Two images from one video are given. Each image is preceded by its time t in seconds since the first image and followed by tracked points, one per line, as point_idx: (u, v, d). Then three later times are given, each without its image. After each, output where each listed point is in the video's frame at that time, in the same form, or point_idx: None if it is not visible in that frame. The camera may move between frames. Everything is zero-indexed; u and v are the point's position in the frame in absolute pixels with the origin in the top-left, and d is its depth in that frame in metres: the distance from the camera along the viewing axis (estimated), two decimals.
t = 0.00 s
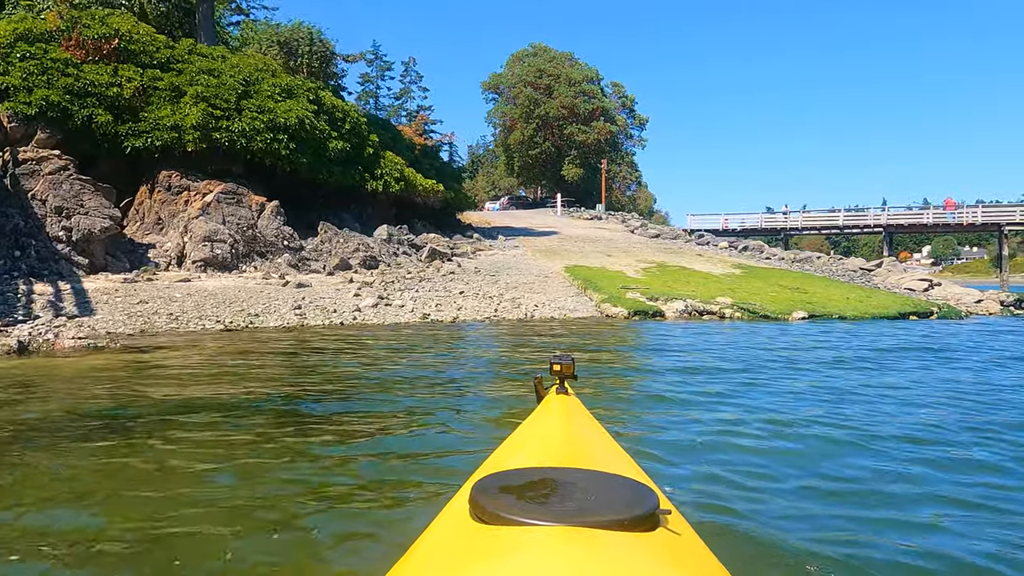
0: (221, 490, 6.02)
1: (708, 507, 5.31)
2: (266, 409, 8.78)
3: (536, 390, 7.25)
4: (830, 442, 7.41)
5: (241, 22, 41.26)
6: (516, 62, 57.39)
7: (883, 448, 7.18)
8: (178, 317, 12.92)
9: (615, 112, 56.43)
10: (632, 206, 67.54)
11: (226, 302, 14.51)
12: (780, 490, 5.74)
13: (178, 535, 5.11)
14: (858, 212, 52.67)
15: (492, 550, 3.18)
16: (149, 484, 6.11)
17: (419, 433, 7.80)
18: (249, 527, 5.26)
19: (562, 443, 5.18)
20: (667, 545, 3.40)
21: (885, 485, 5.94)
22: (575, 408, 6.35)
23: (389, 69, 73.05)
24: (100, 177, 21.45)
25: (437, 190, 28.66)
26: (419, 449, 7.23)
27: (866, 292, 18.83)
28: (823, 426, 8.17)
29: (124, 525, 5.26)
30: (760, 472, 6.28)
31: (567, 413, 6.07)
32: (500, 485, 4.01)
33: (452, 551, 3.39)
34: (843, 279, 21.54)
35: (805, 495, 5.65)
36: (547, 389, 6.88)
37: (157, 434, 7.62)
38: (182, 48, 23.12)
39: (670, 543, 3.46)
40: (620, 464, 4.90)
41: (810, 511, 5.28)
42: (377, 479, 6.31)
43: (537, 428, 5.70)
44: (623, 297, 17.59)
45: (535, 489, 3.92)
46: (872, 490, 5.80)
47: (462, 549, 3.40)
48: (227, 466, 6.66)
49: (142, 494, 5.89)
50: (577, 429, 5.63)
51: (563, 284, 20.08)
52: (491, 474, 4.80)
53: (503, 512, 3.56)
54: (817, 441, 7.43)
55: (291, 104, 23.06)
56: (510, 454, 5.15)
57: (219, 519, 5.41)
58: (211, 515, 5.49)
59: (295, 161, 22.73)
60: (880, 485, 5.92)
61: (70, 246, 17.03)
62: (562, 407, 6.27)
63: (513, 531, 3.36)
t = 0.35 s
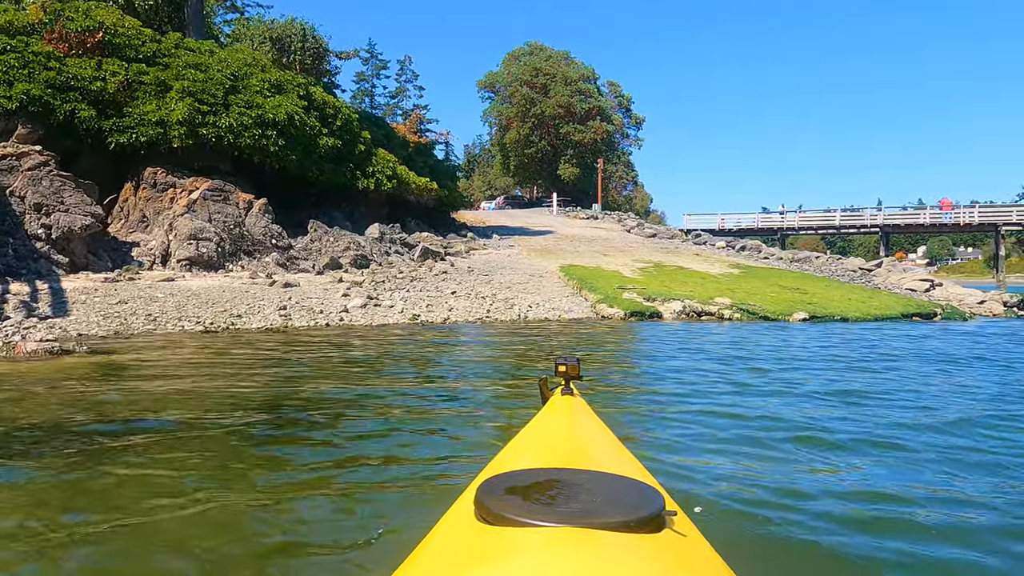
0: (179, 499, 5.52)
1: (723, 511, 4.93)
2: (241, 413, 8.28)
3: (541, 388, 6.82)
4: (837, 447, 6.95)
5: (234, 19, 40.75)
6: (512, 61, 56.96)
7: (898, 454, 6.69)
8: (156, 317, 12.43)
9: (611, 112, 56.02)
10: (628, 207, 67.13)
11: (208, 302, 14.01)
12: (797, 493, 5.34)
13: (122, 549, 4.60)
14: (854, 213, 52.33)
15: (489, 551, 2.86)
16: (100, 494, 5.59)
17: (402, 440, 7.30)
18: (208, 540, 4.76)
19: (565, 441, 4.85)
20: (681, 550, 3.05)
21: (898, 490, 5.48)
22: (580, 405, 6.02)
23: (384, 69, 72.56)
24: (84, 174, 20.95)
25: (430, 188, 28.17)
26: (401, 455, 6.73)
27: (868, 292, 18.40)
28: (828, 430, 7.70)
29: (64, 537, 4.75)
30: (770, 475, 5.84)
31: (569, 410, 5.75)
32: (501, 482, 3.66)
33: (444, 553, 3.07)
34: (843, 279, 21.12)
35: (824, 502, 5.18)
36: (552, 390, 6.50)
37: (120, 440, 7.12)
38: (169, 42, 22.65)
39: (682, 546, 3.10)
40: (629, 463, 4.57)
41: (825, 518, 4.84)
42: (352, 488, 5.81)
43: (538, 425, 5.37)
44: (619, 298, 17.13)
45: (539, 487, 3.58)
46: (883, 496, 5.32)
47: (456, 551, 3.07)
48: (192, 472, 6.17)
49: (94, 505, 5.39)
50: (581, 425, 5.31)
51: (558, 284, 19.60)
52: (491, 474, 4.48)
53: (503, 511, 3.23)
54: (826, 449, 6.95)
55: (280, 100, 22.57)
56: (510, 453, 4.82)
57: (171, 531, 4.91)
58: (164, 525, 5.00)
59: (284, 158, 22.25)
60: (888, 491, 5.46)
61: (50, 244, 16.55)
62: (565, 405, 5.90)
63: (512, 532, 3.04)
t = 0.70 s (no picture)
0: (155, 512, 5.18)
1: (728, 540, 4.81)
2: (227, 419, 7.92)
3: (541, 391, 6.47)
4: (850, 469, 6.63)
5: (232, 16, 40.27)
6: (514, 60, 56.54)
7: (917, 479, 6.35)
8: (143, 318, 12.05)
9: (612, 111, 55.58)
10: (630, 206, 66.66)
11: (199, 302, 13.64)
12: (800, 518, 5.28)
13: (87, 567, 4.25)
14: (857, 212, 51.85)
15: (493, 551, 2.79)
16: (67, 507, 5.25)
17: (395, 447, 6.95)
18: (179, 559, 4.41)
19: (566, 436, 4.68)
20: (685, 550, 2.99)
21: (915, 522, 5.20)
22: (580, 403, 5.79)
23: (385, 68, 72.14)
24: (76, 171, 20.59)
25: (430, 186, 27.74)
26: (391, 465, 6.37)
27: (876, 293, 17.97)
28: (840, 450, 7.38)
29: (26, 555, 4.43)
30: (775, 498, 5.75)
31: (567, 406, 5.53)
32: (501, 483, 3.57)
33: (446, 555, 3.01)
34: (850, 279, 20.68)
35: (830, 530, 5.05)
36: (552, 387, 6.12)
37: (96, 447, 6.76)
38: (163, 37, 22.28)
39: (687, 546, 3.04)
40: (631, 460, 4.44)
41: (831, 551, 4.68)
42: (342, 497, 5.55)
43: (538, 421, 5.18)
44: (621, 298, 16.72)
45: (541, 487, 3.50)
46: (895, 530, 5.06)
47: (458, 554, 3.00)
48: (171, 482, 5.84)
49: (63, 518, 5.05)
50: (582, 421, 5.13)
51: (559, 284, 19.20)
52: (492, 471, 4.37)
53: (505, 513, 3.16)
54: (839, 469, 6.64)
55: (276, 96, 22.19)
56: (509, 451, 4.66)
57: (143, 546, 4.59)
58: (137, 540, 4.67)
59: (280, 155, 21.87)
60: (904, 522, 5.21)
61: (38, 243, 16.18)
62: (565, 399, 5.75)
63: (515, 533, 2.97)
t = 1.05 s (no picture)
0: (131, 518, 4.90)
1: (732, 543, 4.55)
2: (217, 421, 7.61)
3: (536, 390, 6.24)
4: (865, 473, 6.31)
5: (236, 14, 39.92)
6: (519, 59, 56.18)
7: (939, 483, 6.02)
8: (136, 318, 11.75)
9: (618, 110, 55.16)
10: (636, 206, 66.21)
11: (195, 302, 13.35)
12: (806, 518, 5.03)
13: None
14: (865, 212, 51.28)
15: (487, 552, 2.77)
16: (39, 512, 4.97)
17: (389, 450, 6.64)
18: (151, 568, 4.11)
19: (560, 434, 4.61)
20: (679, 548, 2.98)
21: (933, 527, 4.91)
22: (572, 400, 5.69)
23: (391, 67, 71.84)
24: (75, 169, 20.35)
25: (433, 185, 27.41)
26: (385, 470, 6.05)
27: (889, 294, 17.54)
28: (856, 453, 7.03)
29: None
30: (781, 499, 5.48)
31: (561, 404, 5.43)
32: (494, 483, 3.51)
33: (439, 557, 2.97)
34: (861, 279, 20.26)
35: (839, 532, 4.79)
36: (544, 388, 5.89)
37: (77, 450, 6.47)
38: (163, 34, 22.01)
39: (680, 545, 3.03)
40: (625, 458, 4.38)
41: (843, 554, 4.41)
42: (331, 501, 5.29)
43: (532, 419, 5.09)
44: (628, 299, 16.35)
45: (533, 487, 3.44)
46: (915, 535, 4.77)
47: (451, 556, 2.95)
48: (151, 486, 5.55)
49: (33, 523, 4.77)
50: (575, 419, 5.05)
51: (564, 284, 18.84)
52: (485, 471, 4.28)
53: (499, 513, 3.12)
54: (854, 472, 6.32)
55: (277, 93, 21.90)
56: (502, 450, 4.58)
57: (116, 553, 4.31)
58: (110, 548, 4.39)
59: (281, 153, 21.57)
60: (919, 526, 4.93)
61: (34, 242, 15.91)
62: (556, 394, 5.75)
63: (510, 534, 2.94)
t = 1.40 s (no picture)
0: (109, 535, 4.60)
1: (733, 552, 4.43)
2: (208, 429, 7.32)
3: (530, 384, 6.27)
4: (876, 480, 6.11)
5: (243, 14, 39.72)
6: (526, 58, 55.88)
7: (963, 498, 5.69)
8: (134, 320, 11.47)
9: (626, 109, 54.78)
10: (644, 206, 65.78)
11: (195, 302, 13.09)
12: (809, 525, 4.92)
13: None
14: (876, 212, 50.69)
15: (480, 553, 2.68)
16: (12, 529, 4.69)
17: (388, 460, 6.35)
18: None
19: (550, 436, 4.57)
20: (672, 545, 2.95)
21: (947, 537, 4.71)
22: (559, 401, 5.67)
23: (398, 68, 71.69)
24: (78, 167, 20.15)
25: (439, 185, 27.12)
26: (382, 482, 5.73)
27: (906, 294, 17.11)
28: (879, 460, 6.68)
29: None
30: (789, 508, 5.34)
31: (553, 408, 5.37)
32: (484, 482, 3.45)
33: (436, 559, 2.87)
34: (875, 279, 19.82)
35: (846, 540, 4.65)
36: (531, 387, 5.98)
37: (59, 463, 6.19)
38: (167, 32, 21.80)
39: (674, 542, 2.98)
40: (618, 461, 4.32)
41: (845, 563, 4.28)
42: (323, 512, 5.09)
43: (523, 422, 5.02)
44: (637, 299, 15.98)
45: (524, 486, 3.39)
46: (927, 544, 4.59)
47: (446, 556, 2.86)
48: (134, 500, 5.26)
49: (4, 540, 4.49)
50: (568, 422, 4.99)
51: (571, 284, 18.49)
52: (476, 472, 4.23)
53: (490, 514, 3.02)
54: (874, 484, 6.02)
55: (281, 91, 21.66)
56: (493, 453, 4.51)
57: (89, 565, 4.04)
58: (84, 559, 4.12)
59: (285, 152, 21.32)
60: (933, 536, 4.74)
61: (34, 241, 15.69)
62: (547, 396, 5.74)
63: (503, 535, 2.85)
